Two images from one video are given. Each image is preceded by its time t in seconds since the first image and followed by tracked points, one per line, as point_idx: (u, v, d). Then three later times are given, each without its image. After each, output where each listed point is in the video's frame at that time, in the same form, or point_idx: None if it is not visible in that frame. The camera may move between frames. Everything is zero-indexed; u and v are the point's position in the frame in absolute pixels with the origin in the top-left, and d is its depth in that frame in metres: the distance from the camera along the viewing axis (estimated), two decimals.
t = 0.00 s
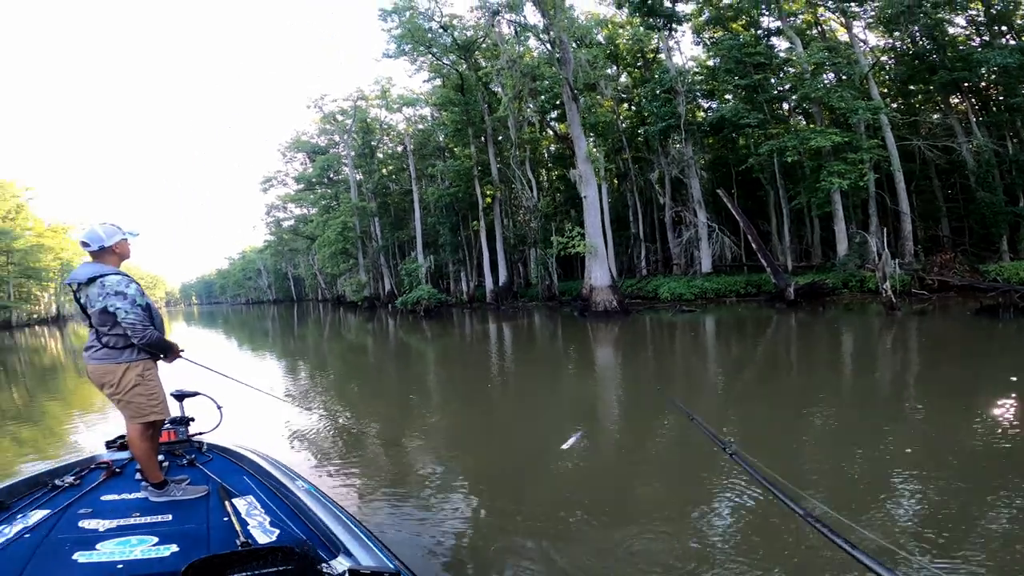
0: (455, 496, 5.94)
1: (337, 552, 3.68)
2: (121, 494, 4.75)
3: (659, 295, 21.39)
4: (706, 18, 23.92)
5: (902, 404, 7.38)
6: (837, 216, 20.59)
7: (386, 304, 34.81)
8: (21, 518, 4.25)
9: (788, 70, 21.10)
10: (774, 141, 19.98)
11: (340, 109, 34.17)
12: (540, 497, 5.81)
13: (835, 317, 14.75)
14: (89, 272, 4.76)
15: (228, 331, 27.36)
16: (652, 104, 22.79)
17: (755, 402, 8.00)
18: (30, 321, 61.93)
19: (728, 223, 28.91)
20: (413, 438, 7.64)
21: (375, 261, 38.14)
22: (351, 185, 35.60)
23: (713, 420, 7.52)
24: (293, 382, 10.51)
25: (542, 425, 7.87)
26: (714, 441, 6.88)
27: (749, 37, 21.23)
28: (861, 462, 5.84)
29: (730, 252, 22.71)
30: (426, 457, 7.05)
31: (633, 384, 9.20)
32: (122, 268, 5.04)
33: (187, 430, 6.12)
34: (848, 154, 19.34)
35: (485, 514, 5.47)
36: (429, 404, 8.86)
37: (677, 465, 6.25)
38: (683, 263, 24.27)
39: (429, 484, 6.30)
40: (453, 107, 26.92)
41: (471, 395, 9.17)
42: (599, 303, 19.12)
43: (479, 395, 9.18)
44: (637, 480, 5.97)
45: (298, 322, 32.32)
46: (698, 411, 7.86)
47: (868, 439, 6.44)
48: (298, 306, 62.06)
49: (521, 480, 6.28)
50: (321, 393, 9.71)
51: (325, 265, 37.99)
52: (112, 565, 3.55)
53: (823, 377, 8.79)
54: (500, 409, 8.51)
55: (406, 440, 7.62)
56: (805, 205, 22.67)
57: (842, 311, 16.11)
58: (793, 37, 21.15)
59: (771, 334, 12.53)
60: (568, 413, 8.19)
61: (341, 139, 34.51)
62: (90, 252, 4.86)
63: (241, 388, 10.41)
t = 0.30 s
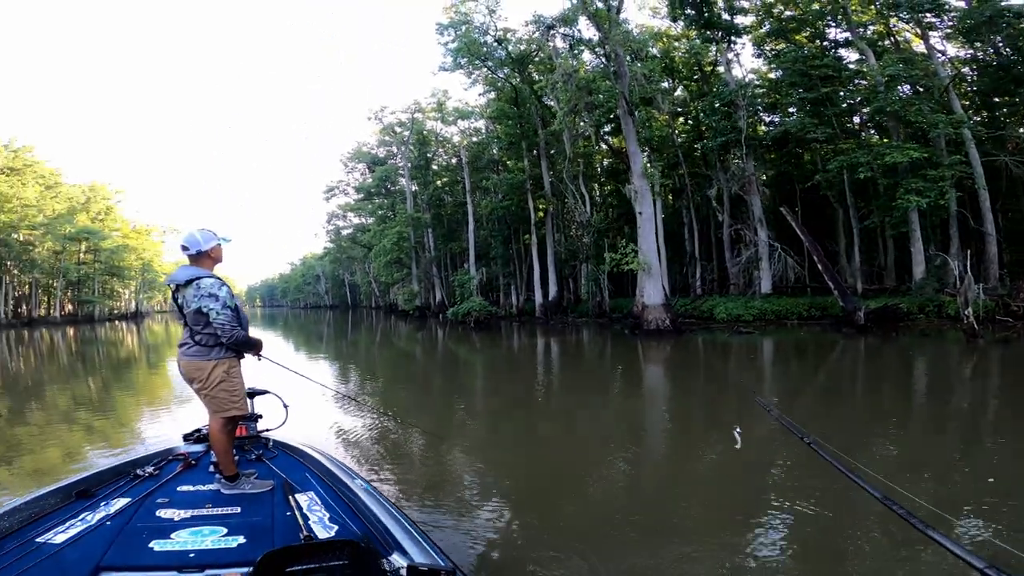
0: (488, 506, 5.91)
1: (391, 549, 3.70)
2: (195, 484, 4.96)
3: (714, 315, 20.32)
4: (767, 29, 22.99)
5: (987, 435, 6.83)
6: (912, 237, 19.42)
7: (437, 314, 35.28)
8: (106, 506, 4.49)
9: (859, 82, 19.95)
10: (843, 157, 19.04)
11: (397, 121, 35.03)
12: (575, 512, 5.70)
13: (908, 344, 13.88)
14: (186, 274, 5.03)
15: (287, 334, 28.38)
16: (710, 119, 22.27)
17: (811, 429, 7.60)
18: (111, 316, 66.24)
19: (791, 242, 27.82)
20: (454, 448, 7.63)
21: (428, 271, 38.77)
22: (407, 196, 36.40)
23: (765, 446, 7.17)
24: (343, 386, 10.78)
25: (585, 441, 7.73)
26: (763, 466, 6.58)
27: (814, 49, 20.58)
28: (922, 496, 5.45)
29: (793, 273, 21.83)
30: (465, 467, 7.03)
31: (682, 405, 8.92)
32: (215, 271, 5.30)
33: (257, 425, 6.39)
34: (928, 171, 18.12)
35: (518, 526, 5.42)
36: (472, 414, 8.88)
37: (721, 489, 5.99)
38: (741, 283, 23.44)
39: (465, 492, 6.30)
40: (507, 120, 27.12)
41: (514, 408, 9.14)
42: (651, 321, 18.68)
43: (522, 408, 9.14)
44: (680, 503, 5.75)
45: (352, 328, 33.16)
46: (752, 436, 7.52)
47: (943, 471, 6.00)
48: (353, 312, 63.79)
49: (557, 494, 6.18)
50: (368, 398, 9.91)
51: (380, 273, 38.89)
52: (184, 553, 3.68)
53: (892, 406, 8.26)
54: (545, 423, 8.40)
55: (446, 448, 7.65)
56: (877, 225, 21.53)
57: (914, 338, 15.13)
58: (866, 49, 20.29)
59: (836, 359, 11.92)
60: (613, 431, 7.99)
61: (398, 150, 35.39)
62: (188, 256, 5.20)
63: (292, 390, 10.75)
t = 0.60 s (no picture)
0: (524, 511, 5.90)
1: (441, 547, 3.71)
2: (259, 476, 5.11)
3: (769, 330, 19.29)
4: (828, 35, 22.09)
5: None
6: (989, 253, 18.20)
7: (482, 319, 35.44)
8: (177, 494, 4.67)
9: (932, 88, 18.86)
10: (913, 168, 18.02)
11: (447, 126, 35.47)
12: (613, 522, 5.61)
13: (981, 365, 13.03)
14: (265, 273, 5.23)
15: (338, 334, 28.98)
16: (767, 127, 21.57)
17: (868, 451, 7.25)
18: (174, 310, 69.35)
19: (853, 256, 26.59)
20: (492, 453, 7.60)
21: (473, 276, 39.03)
22: (455, 201, 36.75)
23: (817, 466, 6.84)
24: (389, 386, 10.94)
25: (626, 451, 7.57)
26: (813, 485, 6.31)
27: (882, 54, 19.56)
28: (987, 527, 5.12)
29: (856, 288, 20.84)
30: (504, 472, 7.00)
31: (730, 420, 8.66)
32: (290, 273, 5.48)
33: (315, 421, 6.54)
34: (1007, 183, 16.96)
35: (551, 533, 5.40)
36: (513, 419, 8.88)
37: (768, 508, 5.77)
38: (799, 297, 22.56)
39: (502, 496, 6.30)
40: (555, 126, 27.03)
41: (555, 414, 9.09)
42: (701, 333, 18.17)
43: (563, 414, 9.09)
44: (723, 520, 5.55)
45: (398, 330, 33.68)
46: (805, 455, 7.19)
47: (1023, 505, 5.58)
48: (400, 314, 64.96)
49: (596, 503, 6.09)
50: (410, 399, 10.05)
51: (427, 277, 39.38)
52: (247, 543, 3.77)
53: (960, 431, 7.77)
54: (586, 432, 8.28)
55: (486, 451, 7.67)
56: (950, 239, 20.32)
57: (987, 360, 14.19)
58: (939, 55, 19.13)
59: (897, 378, 11.31)
60: (656, 443, 7.80)
61: (448, 155, 35.82)
62: (266, 258, 5.41)
63: (339, 388, 11.05)
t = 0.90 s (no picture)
0: (519, 520, 5.86)
1: (435, 552, 3.64)
2: (255, 476, 5.06)
3: (769, 346, 19.19)
4: (838, 50, 22.28)
5: None
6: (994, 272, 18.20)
7: (482, 328, 35.45)
8: (172, 492, 4.62)
9: (940, 104, 19.01)
10: (920, 186, 18.07)
11: (455, 133, 35.72)
12: (606, 534, 5.57)
13: (981, 385, 12.97)
14: (271, 274, 5.19)
15: (337, 338, 28.98)
16: (773, 142, 21.68)
17: (865, 469, 7.21)
18: (174, 309, 69.44)
19: (855, 275, 26.62)
20: (486, 461, 7.56)
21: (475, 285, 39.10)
22: (459, 209, 36.91)
23: (809, 484, 6.78)
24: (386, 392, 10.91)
25: (619, 464, 7.52)
26: (809, 502, 6.27)
27: (891, 70, 19.64)
28: (984, 548, 5.08)
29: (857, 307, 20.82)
30: (498, 481, 6.95)
31: (727, 435, 8.62)
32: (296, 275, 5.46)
33: (313, 424, 6.49)
34: (1014, 203, 17.00)
35: (545, 542, 5.36)
36: (510, 429, 8.85)
37: (762, 524, 5.73)
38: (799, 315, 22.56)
39: (498, 504, 6.27)
40: (561, 137, 27.18)
41: (551, 425, 9.06)
42: (701, 348, 18.10)
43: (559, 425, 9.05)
44: (710, 536, 5.49)
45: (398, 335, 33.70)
46: (798, 473, 7.13)
47: None
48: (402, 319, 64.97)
49: (589, 515, 6.05)
50: (409, 405, 10.01)
51: (428, 284, 39.45)
52: (240, 543, 3.72)
53: (957, 452, 7.72)
54: (580, 444, 8.23)
55: (481, 460, 7.62)
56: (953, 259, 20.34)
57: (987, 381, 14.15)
58: (949, 72, 19.19)
59: (897, 397, 11.25)
60: (649, 456, 7.76)
61: (454, 163, 36.01)
62: (273, 259, 5.38)
63: (338, 392, 11.00)
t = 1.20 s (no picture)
0: (511, 531, 5.79)
1: (421, 559, 3.58)
2: (241, 479, 4.99)
3: (765, 363, 19.21)
4: (843, 66, 22.24)
5: None
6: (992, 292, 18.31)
7: (478, 338, 35.38)
8: (156, 492, 4.54)
9: (942, 122, 19.34)
10: (920, 205, 18.18)
11: (458, 142, 35.88)
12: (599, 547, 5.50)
13: (976, 405, 12.95)
14: (267, 277, 5.12)
15: (333, 343, 28.91)
16: (774, 158, 21.85)
17: (859, 488, 7.16)
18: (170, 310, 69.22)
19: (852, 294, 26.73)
20: (477, 471, 7.48)
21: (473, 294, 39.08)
22: (459, 218, 37.03)
23: (805, 501, 6.72)
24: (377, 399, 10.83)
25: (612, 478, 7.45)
26: (802, 519, 6.22)
27: (895, 87, 19.75)
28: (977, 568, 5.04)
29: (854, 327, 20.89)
30: (491, 491, 6.89)
31: (721, 452, 8.57)
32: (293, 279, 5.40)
33: (303, 429, 6.41)
34: (1014, 223, 17.00)
35: (537, 554, 5.30)
36: (503, 439, 8.78)
37: (755, 540, 5.69)
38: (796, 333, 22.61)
39: (490, 514, 6.20)
40: (564, 148, 27.33)
41: (544, 437, 8.99)
42: (697, 363, 18.12)
43: (552, 437, 8.99)
44: (706, 551, 5.43)
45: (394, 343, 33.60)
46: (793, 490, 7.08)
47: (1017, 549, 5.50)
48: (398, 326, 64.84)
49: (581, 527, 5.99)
50: (402, 413, 9.92)
51: (426, 293, 39.41)
52: (223, 545, 3.64)
53: (950, 472, 7.68)
54: (573, 457, 8.15)
55: (473, 470, 7.54)
56: (951, 280, 20.44)
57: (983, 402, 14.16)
58: (953, 89, 19.35)
59: (892, 415, 11.17)
60: (644, 471, 7.69)
61: (456, 171, 36.14)
62: (270, 261, 5.31)
63: (332, 397, 10.90)
